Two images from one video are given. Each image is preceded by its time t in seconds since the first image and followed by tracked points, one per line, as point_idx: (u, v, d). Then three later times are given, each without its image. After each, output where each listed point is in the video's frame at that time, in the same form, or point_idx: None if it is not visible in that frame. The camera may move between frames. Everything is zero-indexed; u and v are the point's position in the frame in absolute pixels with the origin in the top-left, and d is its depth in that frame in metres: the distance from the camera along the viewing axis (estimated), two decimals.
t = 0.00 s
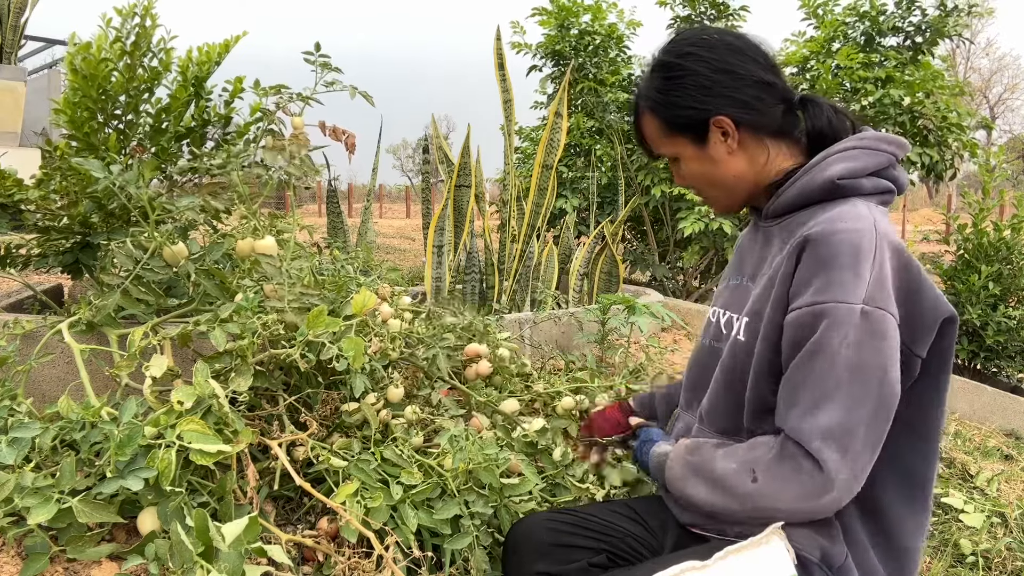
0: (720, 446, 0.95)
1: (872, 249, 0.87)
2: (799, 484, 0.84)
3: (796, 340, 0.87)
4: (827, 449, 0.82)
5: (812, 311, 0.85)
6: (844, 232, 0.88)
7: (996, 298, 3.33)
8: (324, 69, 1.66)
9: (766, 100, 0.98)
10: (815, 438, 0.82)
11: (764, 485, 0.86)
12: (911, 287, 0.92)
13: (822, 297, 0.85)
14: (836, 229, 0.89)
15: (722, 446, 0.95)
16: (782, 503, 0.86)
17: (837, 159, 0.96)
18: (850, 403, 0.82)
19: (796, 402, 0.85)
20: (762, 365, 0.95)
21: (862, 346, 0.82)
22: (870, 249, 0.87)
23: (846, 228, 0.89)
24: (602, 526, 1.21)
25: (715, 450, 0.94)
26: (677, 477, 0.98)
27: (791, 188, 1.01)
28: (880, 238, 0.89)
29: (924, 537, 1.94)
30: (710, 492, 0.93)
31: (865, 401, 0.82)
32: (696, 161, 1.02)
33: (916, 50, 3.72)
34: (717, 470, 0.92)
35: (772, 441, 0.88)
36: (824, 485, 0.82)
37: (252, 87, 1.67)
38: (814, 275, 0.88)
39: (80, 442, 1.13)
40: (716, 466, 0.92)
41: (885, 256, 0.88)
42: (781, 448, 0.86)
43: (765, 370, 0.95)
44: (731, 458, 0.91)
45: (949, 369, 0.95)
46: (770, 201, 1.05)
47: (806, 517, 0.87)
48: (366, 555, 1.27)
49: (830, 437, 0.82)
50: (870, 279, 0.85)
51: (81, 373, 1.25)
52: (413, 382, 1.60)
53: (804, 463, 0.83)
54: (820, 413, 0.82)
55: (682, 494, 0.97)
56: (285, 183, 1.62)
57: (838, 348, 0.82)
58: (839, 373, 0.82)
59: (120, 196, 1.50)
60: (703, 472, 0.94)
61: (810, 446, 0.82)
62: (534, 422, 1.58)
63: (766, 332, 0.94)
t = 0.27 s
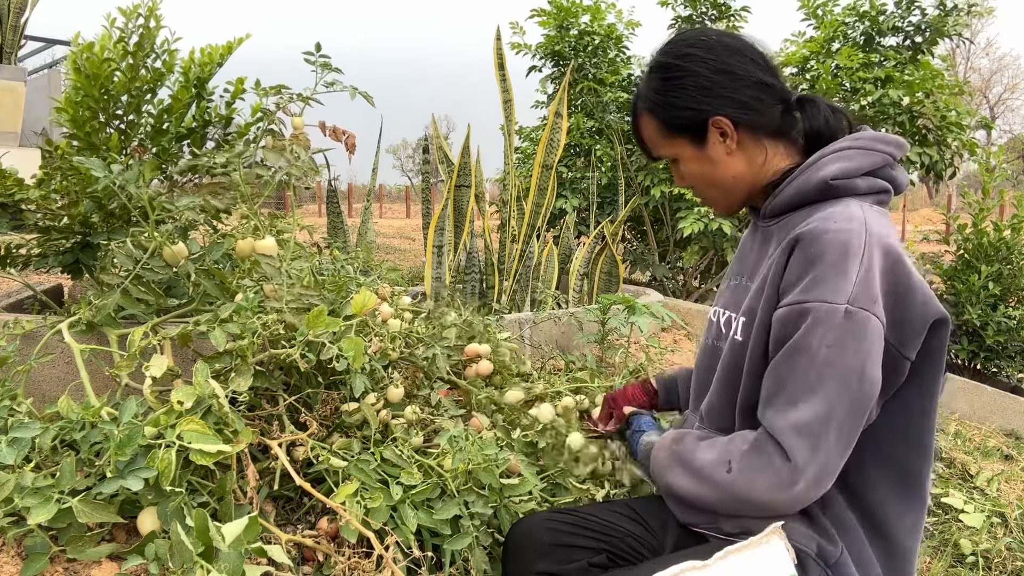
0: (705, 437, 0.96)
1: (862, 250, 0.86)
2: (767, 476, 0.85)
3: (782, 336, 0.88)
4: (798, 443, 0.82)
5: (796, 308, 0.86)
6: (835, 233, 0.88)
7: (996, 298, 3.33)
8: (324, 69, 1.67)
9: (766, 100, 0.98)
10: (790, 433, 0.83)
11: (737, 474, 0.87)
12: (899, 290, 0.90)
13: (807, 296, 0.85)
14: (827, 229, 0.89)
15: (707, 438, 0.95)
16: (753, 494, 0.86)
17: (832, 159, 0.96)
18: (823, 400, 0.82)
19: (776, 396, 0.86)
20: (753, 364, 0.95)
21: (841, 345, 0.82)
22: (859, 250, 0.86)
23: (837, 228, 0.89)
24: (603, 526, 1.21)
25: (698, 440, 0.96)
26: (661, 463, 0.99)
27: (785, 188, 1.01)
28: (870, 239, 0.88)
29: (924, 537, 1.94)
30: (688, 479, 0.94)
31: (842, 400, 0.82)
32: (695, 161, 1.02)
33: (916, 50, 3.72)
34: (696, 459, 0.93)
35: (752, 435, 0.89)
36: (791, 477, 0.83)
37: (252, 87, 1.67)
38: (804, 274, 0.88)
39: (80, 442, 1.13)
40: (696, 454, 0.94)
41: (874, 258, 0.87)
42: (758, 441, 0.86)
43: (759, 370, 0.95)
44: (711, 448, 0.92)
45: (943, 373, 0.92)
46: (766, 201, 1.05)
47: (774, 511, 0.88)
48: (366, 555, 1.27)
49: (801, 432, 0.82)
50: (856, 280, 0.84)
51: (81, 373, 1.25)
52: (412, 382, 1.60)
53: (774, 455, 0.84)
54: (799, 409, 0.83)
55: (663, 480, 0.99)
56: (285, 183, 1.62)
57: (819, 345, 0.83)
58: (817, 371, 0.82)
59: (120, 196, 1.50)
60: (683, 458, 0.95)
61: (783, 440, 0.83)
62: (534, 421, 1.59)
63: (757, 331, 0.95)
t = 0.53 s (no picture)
0: (733, 446, 0.95)
1: (869, 243, 0.87)
2: (815, 480, 0.83)
3: (801, 338, 0.87)
4: (839, 444, 0.81)
5: (814, 309, 0.85)
6: (841, 229, 0.88)
7: (996, 298, 3.33)
8: (324, 69, 1.66)
9: (762, 101, 0.98)
10: (826, 435, 0.82)
11: (778, 482, 0.86)
12: (911, 279, 0.91)
13: (823, 294, 0.85)
14: (833, 225, 0.89)
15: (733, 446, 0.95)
16: (799, 500, 0.85)
17: (829, 157, 0.96)
18: (857, 396, 0.82)
19: (804, 399, 0.85)
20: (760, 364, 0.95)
21: (868, 341, 0.82)
22: (870, 243, 0.87)
23: (844, 224, 0.89)
24: (602, 527, 1.21)
25: (726, 450, 0.95)
26: (690, 480, 0.98)
27: (784, 187, 1.01)
28: (878, 232, 0.89)
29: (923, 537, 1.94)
30: (726, 493, 0.93)
31: (878, 395, 0.82)
32: (692, 163, 1.02)
33: (916, 50, 3.72)
34: (730, 472, 0.92)
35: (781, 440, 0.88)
36: (837, 479, 0.82)
37: (252, 87, 1.67)
38: (816, 274, 0.88)
39: (80, 442, 1.13)
40: (729, 467, 0.92)
41: (881, 248, 0.88)
42: (795, 446, 0.86)
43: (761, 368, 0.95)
44: (744, 458, 0.91)
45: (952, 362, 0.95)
46: (764, 201, 1.05)
47: (824, 513, 0.87)
48: (366, 555, 1.27)
49: (840, 432, 0.81)
50: (872, 273, 0.85)
51: (81, 373, 1.25)
52: (412, 382, 1.60)
53: (818, 459, 0.83)
54: (830, 409, 0.82)
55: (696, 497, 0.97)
56: (285, 183, 1.62)
57: (842, 344, 0.82)
58: (845, 370, 0.82)
59: (120, 196, 1.50)
60: (715, 473, 0.94)
61: (821, 442, 0.82)
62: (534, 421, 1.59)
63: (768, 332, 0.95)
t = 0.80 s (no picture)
0: (720, 436, 0.95)
1: (870, 245, 0.87)
2: (792, 474, 0.84)
3: (795, 334, 0.87)
4: (821, 439, 0.82)
5: (810, 305, 0.85)
6: (844, 229, 0.88)
7: (996, 298, 3.33)
8: (327, 71, 1.67)
9: (765, 103, 0.98)
10: (807, 429, 0.82)
11: (758, 473, 0.87)
12: (911, 283, 0.92)
13: (819, 292, 0.85)
14: (836, 224, 0.89)
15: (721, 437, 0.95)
16: (775, 493, 0.85)
17: (834, 158, 0.96)
18: (843, 394, 0.82)
19: (792, 393, 0.86)
20: (761, 362, 0.95)
21: (859, 340, 0.82)
22: (870, 244, 0.87)
23: (846, 224, 0.89)
24: (601, 526, 1.21)
25: (713, 440, 0.95)
26: (674, 464, 0.98)
27: (788, 187, 1.01)
28: (879, 234, 0.89)
29: (923, 537, 1.94)
30: (705, 480, 0.93)
31: (864, 394, 0.82)
32: (697, 166, 1.02)
33: (916, 50, 3.71)
34: (713, 460, 0.93)
35: (768, 433, 0.88)
36: (815, 475, 0.82)
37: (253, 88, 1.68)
38: (813, 270, 0.88)
39: (80, 442, 1.13)
40: (713, 456, 0.93)
41: (882, 250, 0.88)
42: (779, 439, 0.86)
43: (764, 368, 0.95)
44: (729, 447, 0.91)
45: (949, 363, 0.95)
46: (767, 201, 1.05)
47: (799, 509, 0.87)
48: (366, 555, 1.27)
49: (822, 428, 0.82)
50: (869, 274, 0.85)
51: (81, 373, 1.25)
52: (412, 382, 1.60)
53: (797, 453, 0.84)
54: (816, 405, 0.83)
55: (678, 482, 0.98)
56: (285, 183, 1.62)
57: (834, 341, 0.82)
58: (834, 367, 0.82)
59: (119, 196, 1.50)
60: (699, 459, 0.95)
61: (804, 437, 0.83)
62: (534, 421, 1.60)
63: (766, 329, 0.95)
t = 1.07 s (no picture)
0: (704, 421, 0.97)
1: (853, 247, 0.87)
2: (757, 463, 0.85)
3: (775, 331, 0.88)
4: (787, 434, 0.83)
5: (789, 303, 0.86)
6: (825, 232, 0.88)
7: (996, 298, 3.33)
8: (324, 69, 1.67)
9: (759, 107, 0.98)
10: (774, 421, 0.84)
11: (728, 459, 0.88)
12: (894, 284, 0.90)
13: (798, 293, 0.86)
14: (819, 227, 0.89)
15: (705, 422, 0.96)
16: (741, 480, 0.87)
17: (824, 159, 0.96)
18: (813, 392, 0.82)
19: (768, 387, 0.87)
20: (748, 361, 0.95)
21: (831, 342, 0.82)
22: (852, 247, 0.87)
23: (830, 226, 0.89)
24: (601, 525, 1.21)
25: (697, 425, 0.97)
26: (661, 442, 1.01)
27: (778, 189, 1.01)
28: (862, 236, 0.88)
29: (923, 537, 1.94)
30: (684, 460, 0.96)
31: (832, 393, 0.82)
32: (692, 172, 1.02)
33: (917, 50, 3.71)
34: (692, 443, 0.95)
35: (746, 424, 0.89)
36: (779, 466, 0.84)
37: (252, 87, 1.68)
38: (796, 269, 0.89)
39: (80, 442, 1.13)
40: (692, 440, 0.95)
41: (864, 253, 0.87)
42: (752, 430, 0.87)
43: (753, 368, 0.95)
44: (708, 433, 0.93)
45: (935, 361, 0.94)
46: (759, 202, 1.05)
47: (768, 499, 0.88)
48: (366, 555, 1.27)
49: (788, 423, 0.83)
50: (848, 276, 0.85)
51: (81, 373, 1.25)
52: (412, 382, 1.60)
53: (763, 444, 0.85)
54: (788, 401, 0.83)
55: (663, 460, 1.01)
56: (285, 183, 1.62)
57: (808, 341, 0.83)
58: (806, 365, 0.83)
59: (119, 195, 1.50)
60: (681, 441, 0.97)
61: (772, 430, 0.84)
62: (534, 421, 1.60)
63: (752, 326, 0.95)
